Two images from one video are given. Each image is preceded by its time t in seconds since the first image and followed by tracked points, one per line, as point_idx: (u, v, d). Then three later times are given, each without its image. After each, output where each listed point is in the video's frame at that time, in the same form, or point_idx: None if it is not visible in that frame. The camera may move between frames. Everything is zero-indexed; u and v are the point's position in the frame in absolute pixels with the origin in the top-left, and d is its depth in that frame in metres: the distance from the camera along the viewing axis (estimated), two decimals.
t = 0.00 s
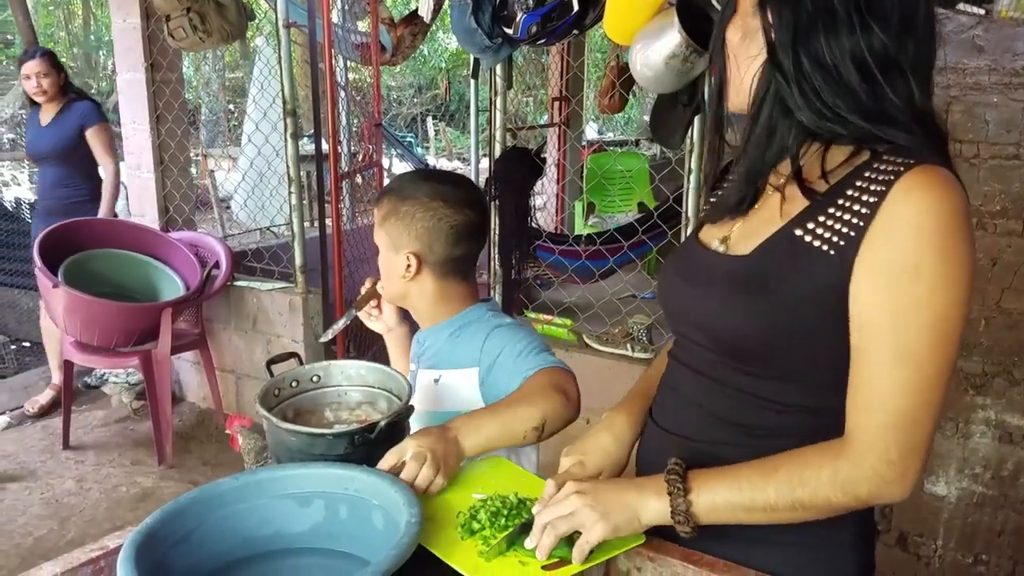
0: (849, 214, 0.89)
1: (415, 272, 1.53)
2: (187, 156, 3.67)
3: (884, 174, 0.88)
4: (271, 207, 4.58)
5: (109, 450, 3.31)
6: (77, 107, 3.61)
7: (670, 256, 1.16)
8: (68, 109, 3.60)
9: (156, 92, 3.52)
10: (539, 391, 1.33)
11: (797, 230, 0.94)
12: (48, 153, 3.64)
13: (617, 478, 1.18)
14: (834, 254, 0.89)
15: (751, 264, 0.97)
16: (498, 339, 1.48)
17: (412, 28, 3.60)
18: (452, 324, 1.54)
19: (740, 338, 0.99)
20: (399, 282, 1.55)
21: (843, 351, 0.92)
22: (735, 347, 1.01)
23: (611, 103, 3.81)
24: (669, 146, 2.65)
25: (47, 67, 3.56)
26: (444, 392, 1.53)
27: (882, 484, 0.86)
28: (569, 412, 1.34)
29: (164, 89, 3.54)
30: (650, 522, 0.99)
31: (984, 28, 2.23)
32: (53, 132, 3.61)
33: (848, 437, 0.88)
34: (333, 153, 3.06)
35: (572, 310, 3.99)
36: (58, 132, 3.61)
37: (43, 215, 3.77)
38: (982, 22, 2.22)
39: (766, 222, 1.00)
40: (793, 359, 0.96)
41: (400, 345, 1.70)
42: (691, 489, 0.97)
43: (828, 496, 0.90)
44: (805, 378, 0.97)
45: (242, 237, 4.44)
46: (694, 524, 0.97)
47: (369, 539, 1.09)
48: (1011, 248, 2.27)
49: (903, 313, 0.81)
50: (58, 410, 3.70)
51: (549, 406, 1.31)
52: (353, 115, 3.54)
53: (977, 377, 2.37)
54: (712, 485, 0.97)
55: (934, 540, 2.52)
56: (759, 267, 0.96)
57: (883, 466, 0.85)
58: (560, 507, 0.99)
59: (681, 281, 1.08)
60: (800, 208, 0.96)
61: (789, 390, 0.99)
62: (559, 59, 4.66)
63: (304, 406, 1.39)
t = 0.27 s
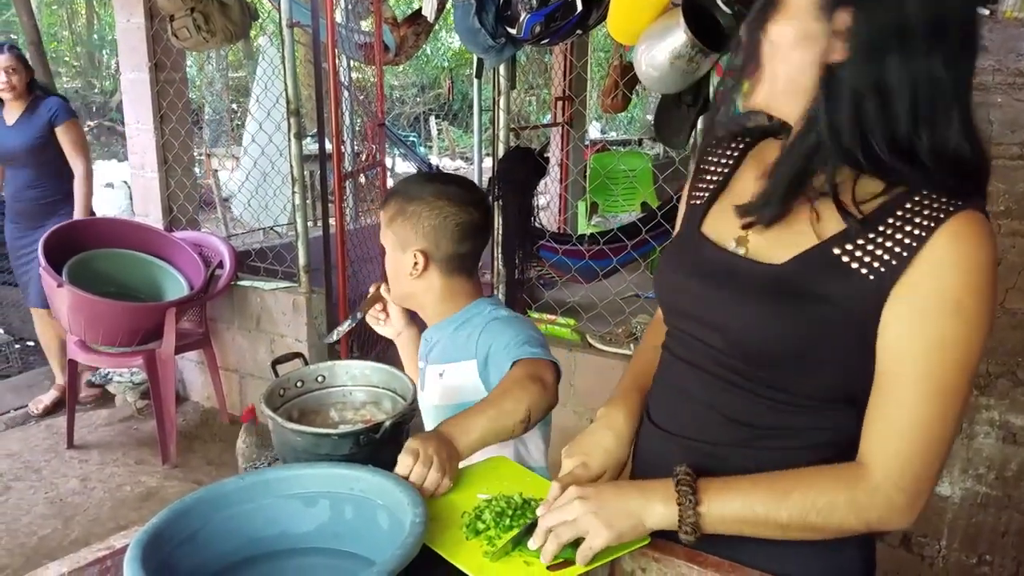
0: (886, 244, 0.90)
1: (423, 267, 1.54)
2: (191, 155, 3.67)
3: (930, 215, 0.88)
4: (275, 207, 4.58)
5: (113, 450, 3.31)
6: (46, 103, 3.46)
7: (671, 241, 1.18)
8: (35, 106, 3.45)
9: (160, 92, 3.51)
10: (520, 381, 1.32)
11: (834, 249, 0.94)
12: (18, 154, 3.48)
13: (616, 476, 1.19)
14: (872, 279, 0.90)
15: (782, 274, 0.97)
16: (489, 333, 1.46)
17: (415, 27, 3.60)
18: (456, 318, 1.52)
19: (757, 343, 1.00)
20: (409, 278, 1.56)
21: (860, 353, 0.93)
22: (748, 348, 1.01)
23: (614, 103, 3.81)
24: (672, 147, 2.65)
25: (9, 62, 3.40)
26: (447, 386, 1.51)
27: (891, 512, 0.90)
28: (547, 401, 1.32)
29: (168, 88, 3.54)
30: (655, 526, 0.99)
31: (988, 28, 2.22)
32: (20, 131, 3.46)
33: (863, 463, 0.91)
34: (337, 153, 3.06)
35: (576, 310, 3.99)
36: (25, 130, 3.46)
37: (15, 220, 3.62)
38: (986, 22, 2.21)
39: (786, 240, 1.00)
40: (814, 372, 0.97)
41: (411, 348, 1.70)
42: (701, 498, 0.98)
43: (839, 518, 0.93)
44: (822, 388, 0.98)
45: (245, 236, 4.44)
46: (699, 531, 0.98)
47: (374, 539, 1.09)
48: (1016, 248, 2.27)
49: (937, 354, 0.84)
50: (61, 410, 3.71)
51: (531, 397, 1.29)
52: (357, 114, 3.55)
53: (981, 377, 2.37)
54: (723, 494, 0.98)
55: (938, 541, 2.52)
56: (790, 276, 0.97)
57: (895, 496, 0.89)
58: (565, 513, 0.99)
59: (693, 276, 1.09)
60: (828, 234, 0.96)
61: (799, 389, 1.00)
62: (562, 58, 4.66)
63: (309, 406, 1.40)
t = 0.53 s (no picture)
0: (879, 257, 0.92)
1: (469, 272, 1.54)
2: (199, 157, 3.68)
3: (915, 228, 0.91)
4: (282, 208, 4.59)
5: (122, 450, 3.32)
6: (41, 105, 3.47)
7: (679, 254, 1.20)
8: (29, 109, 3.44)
9: (169, 93, 3.53)
10: (537, 383, 1.32)
11: (829, 266, 0.97)
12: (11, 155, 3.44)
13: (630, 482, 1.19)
14: (865, 299, 0.93)
15: (783, 292, 1.00)
16: (517, 334, 1.47)
17: (422, 29, 3.61)
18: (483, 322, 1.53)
19: (766, 358, 1.01)
20: (459, 286, 1.54)
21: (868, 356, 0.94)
22: (754, 357, 1.03)
23: (620, 104, 3.81)
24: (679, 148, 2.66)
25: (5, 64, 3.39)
26: (474, 388, 1.51)
27: (903, 528, 0.92)
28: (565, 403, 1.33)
29: (176, 89, 3.55)
30: (669, 538, 0.99)
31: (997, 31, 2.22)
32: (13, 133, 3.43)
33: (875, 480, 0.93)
34: (344, 154, 3.07)
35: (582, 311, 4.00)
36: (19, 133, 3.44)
37: None
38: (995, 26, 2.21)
39: (798, 253, 1.03)
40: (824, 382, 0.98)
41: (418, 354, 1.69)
42: (716, 511, 0.99)
43: (852, 535, 0.94)
44: (834, 395, 0.99)
45: (252, 237, 4.45)
46: (713, 542, 0.98)
47: (387, 543, 1.10)
48: None
49: (928, 370, 0.87)
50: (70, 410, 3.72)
51: (548, 399, 1.29)
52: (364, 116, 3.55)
53: (990, 380, 2.37)
54: (738, 507, 0.99)
55: (947, 544, 2.52)
56: (794, 292, 0.99)
57: (908, 510, 0.91)
58: (578, 522, 0.99)
59: (701, 291, 1.11)
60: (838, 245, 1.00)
61: (808, 394, 1.00)
62: (568, 60, 4.67)
63: (320, 409, 1.40)
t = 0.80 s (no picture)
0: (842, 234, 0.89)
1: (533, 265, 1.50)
2: (214, 157, 3.69)
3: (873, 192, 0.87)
4: (296, 208, 4.61)
5: (137, 449, 3.34)
6: (38, 96, 3.31)
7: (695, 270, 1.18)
8: (26, 99, 3.29)
9: (184, 94, 3.54)
10: (559, 394, 1.30)
11: (800, 255, 0.95)
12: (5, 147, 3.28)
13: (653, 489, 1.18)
14: (832, 278, 0.90)
15: (763, 289, 0.98)
16: (549, 340, 1.45)
17: (435, 29, 3.61)
18: (510, 327, 1.50)
19: (769, 361, 1.00)
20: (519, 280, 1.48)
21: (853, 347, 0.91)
22: (762, 363, 1.01)
23: (634, 104, 3.80)
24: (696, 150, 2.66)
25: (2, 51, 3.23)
26: (510, 396, 1.50)
27: (912, 502, 0.83)
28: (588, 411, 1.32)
29: (191, 91, 3.57)
30: (676, 538, 0.97)
31: (1016, 32, 2.21)
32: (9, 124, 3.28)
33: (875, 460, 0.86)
34: (358, 155, 3.07)
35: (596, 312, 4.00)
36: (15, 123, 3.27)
37: None
38: (1014, 26, 2.19)
39: (778, 244, 1.01)
40: (819, 377, 0.96)
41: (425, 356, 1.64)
42: (718, 505, 0.96)
43: (859, 522, 0.87)
44: (841, 392, 0.97)
45: (266, 238, 4.47)
46: (721, 541, 0.96)
47: (403, 543, 1.10)
48: None
49: (900, 330, 0.81)
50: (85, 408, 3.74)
51: (570, 407, 1.28)
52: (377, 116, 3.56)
53: (1008, 383, 2.35)
54: (740, 501, 0.95)
55: (964, 548, 2.51)
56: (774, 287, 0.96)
57: (912, 483, 0.83)
58: (586, 524, 0.99)
59: (702, 298, 1.09)
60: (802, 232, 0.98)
61: (815, 395, 0.99)
62: (581, 60, 4.66)
63: (337, 410, 1.40)
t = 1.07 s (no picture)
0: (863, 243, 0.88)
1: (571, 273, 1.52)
2: (235, 158, 3.72)
3: (900, 199, 0.87)
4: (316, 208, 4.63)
5: (157, 448, 3.37)
6: (32, 93, 3.16)
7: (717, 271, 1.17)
8: (21, 97, 3.15)
9: (204, 95, 3.57)
10: (581, 403, 1.29)
11: (822, 261, 0.93)
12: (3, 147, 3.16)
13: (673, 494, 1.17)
14: (855, 286, 0.89)
15: (786, 295, 0.97)
16: (579, 346, 1.45)
17: (455, 30, 3.62)
18: (541, 331, 1.50)
19: (792, 367, 0.99)
20: (559, 285, 1.50)
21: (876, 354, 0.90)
22: (787, 370, 1.00)
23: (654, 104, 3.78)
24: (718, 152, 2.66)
25: None
26: (540, 402, 1.49)
27: (934, 513, 0.83)
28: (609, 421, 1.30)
29: (213, 92, 3.60)
30: (698, 544, 0.97)
31: None
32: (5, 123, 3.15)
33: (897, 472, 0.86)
34: (377, 155, 3.08)
35: (615, 314, 3.99)
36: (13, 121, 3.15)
37: None
38: None
39: (804, 249, 1.00)
40: (845, 386, 0.95)
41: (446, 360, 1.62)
42: (740, 512, 0.95)
43: (879, 533, 0.87)
44: (871, 402, 0.95)
45: (286, 238, 4.49)
46: (742, 547, 0.95)
47: (423, 545, 1.10)
48: None
49: (929, 343, 0.80)
50: (106, 407, 3.77)
51: (590, 417, 1.27)
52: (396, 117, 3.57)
53: None
54: (763, 510, 0.94)
55: (987, 553, 2.48)
56: (799, 294, 0.95)
57: (934, 494, 0.82)
58: (606, 527, 0.98)
59: (724, 303, 1.08)
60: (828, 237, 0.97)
61: (840, 405, 0.98)
62: (601, 60, 4.65)
63: (356, 411, 1.41)
